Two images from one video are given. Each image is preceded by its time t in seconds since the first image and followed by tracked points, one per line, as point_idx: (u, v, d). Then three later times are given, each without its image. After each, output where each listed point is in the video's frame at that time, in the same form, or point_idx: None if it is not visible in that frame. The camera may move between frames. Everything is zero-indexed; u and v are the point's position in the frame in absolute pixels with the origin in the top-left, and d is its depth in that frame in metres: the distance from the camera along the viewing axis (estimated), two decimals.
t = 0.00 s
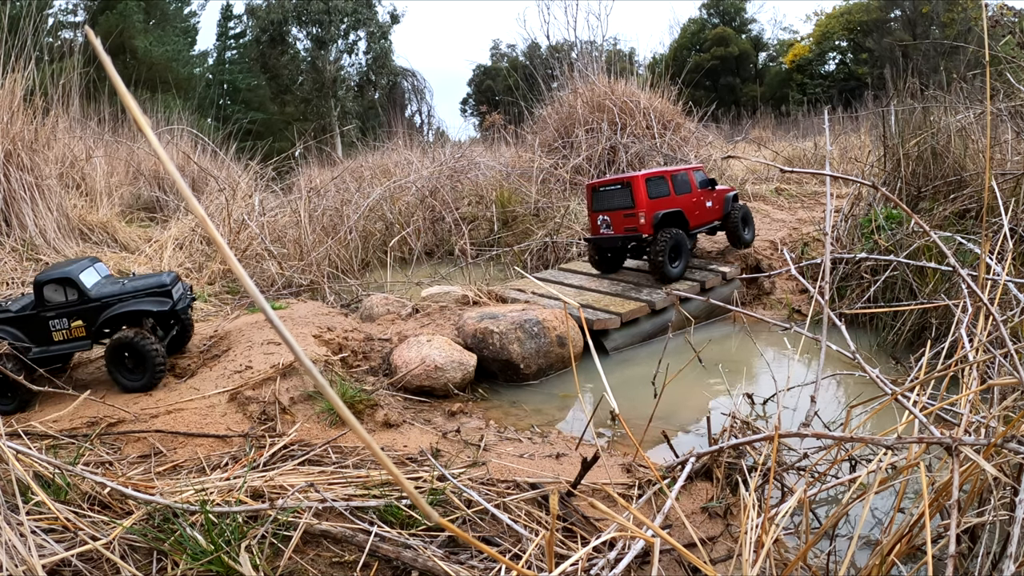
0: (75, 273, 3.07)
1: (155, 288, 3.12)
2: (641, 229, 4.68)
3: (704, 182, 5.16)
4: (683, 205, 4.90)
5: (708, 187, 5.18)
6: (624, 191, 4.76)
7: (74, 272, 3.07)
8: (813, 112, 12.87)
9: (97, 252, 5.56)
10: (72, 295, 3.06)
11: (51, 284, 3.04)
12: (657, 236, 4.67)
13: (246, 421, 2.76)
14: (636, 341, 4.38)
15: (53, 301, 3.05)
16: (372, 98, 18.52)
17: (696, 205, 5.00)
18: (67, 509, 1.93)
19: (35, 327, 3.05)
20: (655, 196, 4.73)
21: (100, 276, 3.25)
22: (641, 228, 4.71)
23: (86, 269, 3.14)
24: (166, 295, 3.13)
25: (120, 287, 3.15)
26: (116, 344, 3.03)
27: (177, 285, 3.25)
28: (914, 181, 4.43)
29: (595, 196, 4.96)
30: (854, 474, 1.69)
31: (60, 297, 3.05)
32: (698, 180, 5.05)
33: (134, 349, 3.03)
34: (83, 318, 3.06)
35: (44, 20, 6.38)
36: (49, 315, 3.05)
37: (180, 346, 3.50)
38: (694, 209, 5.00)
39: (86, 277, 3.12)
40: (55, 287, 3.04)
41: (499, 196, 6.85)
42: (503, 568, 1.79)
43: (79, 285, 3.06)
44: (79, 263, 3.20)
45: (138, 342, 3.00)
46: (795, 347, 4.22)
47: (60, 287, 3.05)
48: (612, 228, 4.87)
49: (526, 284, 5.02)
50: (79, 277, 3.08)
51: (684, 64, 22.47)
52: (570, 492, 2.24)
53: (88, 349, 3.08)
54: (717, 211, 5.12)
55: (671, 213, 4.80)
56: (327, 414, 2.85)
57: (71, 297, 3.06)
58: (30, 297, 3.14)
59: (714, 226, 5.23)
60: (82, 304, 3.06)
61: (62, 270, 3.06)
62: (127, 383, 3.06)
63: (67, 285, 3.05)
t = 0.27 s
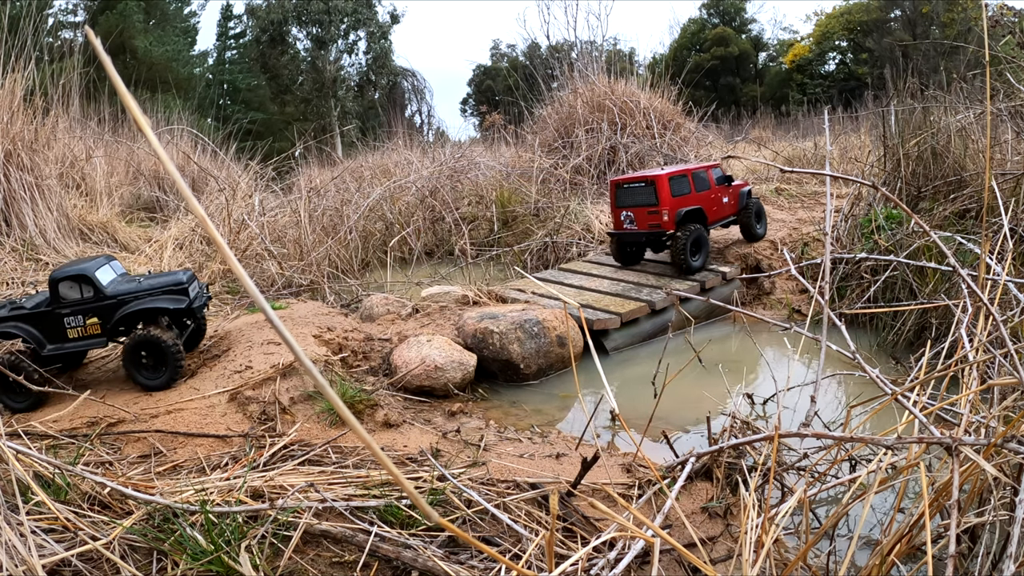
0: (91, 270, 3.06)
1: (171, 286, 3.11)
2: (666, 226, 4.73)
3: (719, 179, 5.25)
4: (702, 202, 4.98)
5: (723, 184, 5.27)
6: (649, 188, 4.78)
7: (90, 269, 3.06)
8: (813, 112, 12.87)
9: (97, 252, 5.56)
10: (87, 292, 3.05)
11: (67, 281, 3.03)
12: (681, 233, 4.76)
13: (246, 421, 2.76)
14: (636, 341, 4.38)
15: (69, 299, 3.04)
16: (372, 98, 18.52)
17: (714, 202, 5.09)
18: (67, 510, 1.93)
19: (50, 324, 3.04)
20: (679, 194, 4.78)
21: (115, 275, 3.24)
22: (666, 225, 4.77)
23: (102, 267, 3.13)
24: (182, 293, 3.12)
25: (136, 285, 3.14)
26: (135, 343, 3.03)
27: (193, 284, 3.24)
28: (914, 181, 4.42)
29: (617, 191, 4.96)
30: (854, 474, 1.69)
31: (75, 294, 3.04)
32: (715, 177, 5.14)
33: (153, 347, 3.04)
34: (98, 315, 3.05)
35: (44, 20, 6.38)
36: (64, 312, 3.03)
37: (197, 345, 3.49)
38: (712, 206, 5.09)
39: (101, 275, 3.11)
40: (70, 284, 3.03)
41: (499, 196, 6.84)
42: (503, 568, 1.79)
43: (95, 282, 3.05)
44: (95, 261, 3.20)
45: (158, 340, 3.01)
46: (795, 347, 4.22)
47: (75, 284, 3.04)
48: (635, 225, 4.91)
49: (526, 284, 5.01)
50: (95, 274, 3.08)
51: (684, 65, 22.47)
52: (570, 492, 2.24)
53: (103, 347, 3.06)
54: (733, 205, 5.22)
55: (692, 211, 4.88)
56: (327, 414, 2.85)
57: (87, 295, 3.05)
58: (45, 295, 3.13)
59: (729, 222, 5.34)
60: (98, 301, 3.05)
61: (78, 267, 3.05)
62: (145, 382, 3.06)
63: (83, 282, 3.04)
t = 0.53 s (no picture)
0: (109, 267, 3.06)
1: (189, 284, 3.10)
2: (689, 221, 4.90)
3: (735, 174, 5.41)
4: (722, 196, 5.15)
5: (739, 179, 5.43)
6: (672, 184, 4.94)
7: (108, 266, 3.05)
8: (813, 112, 12.87)
9: (97, 252, 5.56)
10: (105, 288, 3.05)
11: (85, 277, 3.02)
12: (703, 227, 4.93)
13: (246, 421, 2.76)
14: (636, 341, 4.38)
15: (86, 294, 3.03)
16: (372, 97, 18.51)
17: (732, 197, 5.25)
18: (67, 510, 1.93)
19: (67, 320, 3.03)
20: (701, 190, 4.94)
21: (132, 272, 3.23)
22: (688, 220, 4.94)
23: (120, 264, 3.13)
24: (200, 291, 3.11)
25: (154, 282, 3.13)
26: (152, 341, 3.04)
27: (210, 283, 3.23)
28: (914, 181, 4.42)
29: (640, 186, 5.10)
30: (854, 474, 1.69)
31: (92, 290, 3.04)
32: (732, 173, 5.29)
33: (171, 345, 3.05)
34: (115, 312, 3.04)
35: (44, 20, 6.38)
36: (81, 308, 3.02)
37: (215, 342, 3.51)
38: (730, 200, 5.25)
39: (119, 271, 3.10)
40: (88, 280, 3.02)
41: (499, 196, 6.84)
42: (503, 568, 1.79)
43: (113, 279, 3.05)
44: (113, 257, 3.19)
45: (177, 337, 3.02)
46: (795, 347, 4.21)
47: (93, 281, 3.03)
48: (658, 219, 5.06)
49: (526, 284, 5.01)
50: (113, 271, 3.07)
51: (683, 65, 22.47)
52: (570, 492, 2.24)
53: (119, 344, 3.05)
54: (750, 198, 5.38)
55: (713, 205, 5.05)
56: (327, 414, 2.85)
57: (104, 291, 3.04)
58: (62, 291, 3.12)
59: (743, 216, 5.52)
60: (115, 298, 3.04)
61: (96, 263, 3.05)
62: (161, 380, 3.07)
63: (101, 278, 3.03)
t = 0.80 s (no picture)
0: (119, 264, 3.04)
1: (200, 280, 3.08)
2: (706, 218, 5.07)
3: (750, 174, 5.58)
4: (737, 194, 5.32)
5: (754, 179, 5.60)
6: (689, 183, 5.12)
7: (119, 263, 3.04)
8: (813, 112, 12.86)
9: (98, 251, 5.56)
10: (115, 286, 3.03)
11: (95, 274, 3.01)
12: (720, 224, 5.10)
13: (246, 421, 2.76)
14: (636, 341, 4.38)
15: (97, 292, 3.02)
16: (372, 97, 18.51)
17: (747, 195, 5.42)
18: (67, 510, 1.93)
19: (78, 318, 3.02)
20: (717, 189, 5.12)
21: (143, 270, 3.21)
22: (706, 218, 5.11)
23: (130, 261, 3.11)
24: (211, 288, 3.09)
25: (165, 279, 3.11)
26: (165, 336, 3.04)
27: (221, 279, 3.20)
28: (914, 181, 4.42)
29: (658, 186, 5.28)
30: (854, 474, 1.69)
31: (103, 287, 3.02)
32: (747, 173, 5.46)
33: (185, 341, 3.06)
34: (126, 309, 3.02)
35: (44, 20, 6.38)
36: (92, 305, 3.01)
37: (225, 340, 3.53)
38: (745, 199, 5.42)
39: (130, 269, 3.09)
40: (99, 277, 3.00)
41: (499, 196, 6.84)
42: (503, 568, 1.79)
43: (124, 276, 3.03)
44: (124, 255, 3.17)
45: (190, 333, 3.03)
46: (795, 347, 4.21)
47: (103, 278, 3.01)
48: (676, 217, 5.24)
49: (526, 284, 5.01)
50: (124, 268, 3.05)
51: (683, 65, 22.48)
52: (570, 492, 2.24)
53: (130, 341, 3.03)
54: (762, 196, 5.53)
55: (729, 203, 5.22)
56: (327, 414, 2.85)
57: (115, 288, 3.03)
58: (73, 289, 3.11)
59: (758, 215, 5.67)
60: (126, 295, 3.03)
61: (106, 260, 3.03)
62: (173, 376, 3.07)
63: (111, 275, 3.02)
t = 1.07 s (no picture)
0: (119, 264, 3.04)
1: (200, 280, 3.08)
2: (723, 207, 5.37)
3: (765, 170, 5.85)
4: (753, 187, 5.60)
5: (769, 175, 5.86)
6: (706, 174, 5.44)
7: (119, 263, 3.04)
8: (813, 112, 12.86)
9: (98, 252, 5.55)
10: (115, 286, 3.03)
11: (95, 274, 3.01)
12: (735, 214, 5.39)
13: (246, 421, 2.76)
14: (636, 341, 4.38)
15: (97, 292, 3.02)
16: (372, 98, 18.50)
17: (762, 189, 5.68)
18: (67, 509, 1.93)
19: (78, 318, 3.02)
20: (733, 180, 5.42)
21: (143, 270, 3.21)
22: (722, 207, 5.41)
23: (130, 261, 3.11)
24: (211, 288, 3.08)
25: (165, 279, 3.11)
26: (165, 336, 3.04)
27: (221, 280, 3.20)
28: (914, 181, 4.42)
29: (677, 177, 5.60)
30: (854, 474, 1.69)
31: (103, 287, 3.02)
32: (762, 169, 5.74)
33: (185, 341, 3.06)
34: (126, 309, 3.02)
35: (44, 20, 6.38)
36: (92, 305, 3.01)
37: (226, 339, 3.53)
38: (760, 193, 5.68)
39: (130, 269, 3.09)
40: (99, 277, 3.00)
41: (499, 196, 6.83)
42: (503, 568, 1.79)
43: (124, 276, 3.03)
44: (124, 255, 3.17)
45: (190, 333, 3.03)
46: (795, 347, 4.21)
47: (103, 278, 3.01)
48: (693, 206, 5.54)
49: (526, 284, 5.01)
50: (124, 268, 3.05)
51: (683, 65, 22.47)
52: (570, 492, 2.24)
53: (130, 341, 3.03)
54: (778, 195, 5.76)
55: (745, 195, 5.50)
56: (327, 414, 2.85)
57: (115, 288, 3.03)
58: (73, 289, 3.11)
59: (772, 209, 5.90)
60: (126, 295, 3.03)
61: (106, 260, 3.03)
62: (172, 376, 3.07)
63: (112, 275, 3.02)
